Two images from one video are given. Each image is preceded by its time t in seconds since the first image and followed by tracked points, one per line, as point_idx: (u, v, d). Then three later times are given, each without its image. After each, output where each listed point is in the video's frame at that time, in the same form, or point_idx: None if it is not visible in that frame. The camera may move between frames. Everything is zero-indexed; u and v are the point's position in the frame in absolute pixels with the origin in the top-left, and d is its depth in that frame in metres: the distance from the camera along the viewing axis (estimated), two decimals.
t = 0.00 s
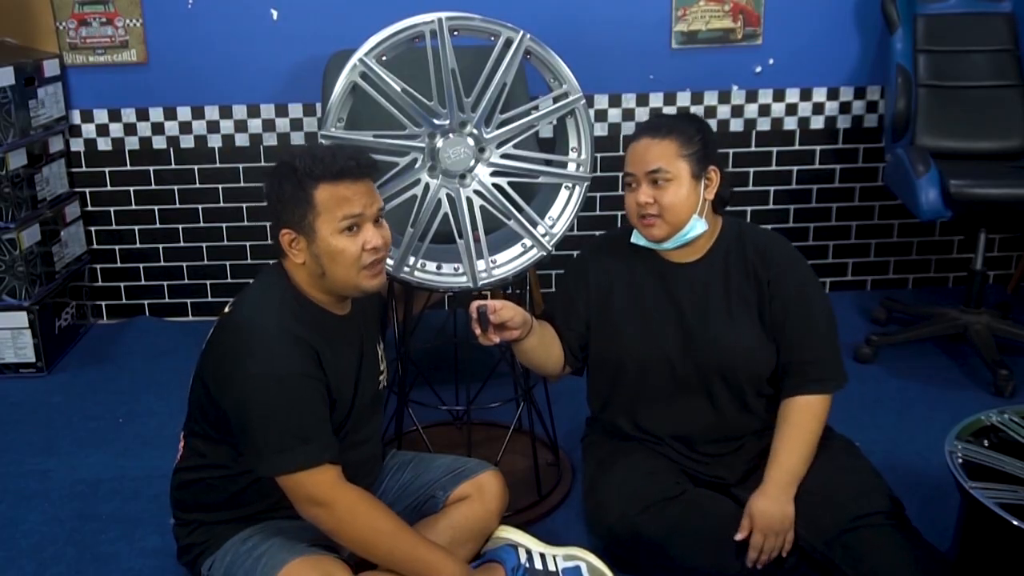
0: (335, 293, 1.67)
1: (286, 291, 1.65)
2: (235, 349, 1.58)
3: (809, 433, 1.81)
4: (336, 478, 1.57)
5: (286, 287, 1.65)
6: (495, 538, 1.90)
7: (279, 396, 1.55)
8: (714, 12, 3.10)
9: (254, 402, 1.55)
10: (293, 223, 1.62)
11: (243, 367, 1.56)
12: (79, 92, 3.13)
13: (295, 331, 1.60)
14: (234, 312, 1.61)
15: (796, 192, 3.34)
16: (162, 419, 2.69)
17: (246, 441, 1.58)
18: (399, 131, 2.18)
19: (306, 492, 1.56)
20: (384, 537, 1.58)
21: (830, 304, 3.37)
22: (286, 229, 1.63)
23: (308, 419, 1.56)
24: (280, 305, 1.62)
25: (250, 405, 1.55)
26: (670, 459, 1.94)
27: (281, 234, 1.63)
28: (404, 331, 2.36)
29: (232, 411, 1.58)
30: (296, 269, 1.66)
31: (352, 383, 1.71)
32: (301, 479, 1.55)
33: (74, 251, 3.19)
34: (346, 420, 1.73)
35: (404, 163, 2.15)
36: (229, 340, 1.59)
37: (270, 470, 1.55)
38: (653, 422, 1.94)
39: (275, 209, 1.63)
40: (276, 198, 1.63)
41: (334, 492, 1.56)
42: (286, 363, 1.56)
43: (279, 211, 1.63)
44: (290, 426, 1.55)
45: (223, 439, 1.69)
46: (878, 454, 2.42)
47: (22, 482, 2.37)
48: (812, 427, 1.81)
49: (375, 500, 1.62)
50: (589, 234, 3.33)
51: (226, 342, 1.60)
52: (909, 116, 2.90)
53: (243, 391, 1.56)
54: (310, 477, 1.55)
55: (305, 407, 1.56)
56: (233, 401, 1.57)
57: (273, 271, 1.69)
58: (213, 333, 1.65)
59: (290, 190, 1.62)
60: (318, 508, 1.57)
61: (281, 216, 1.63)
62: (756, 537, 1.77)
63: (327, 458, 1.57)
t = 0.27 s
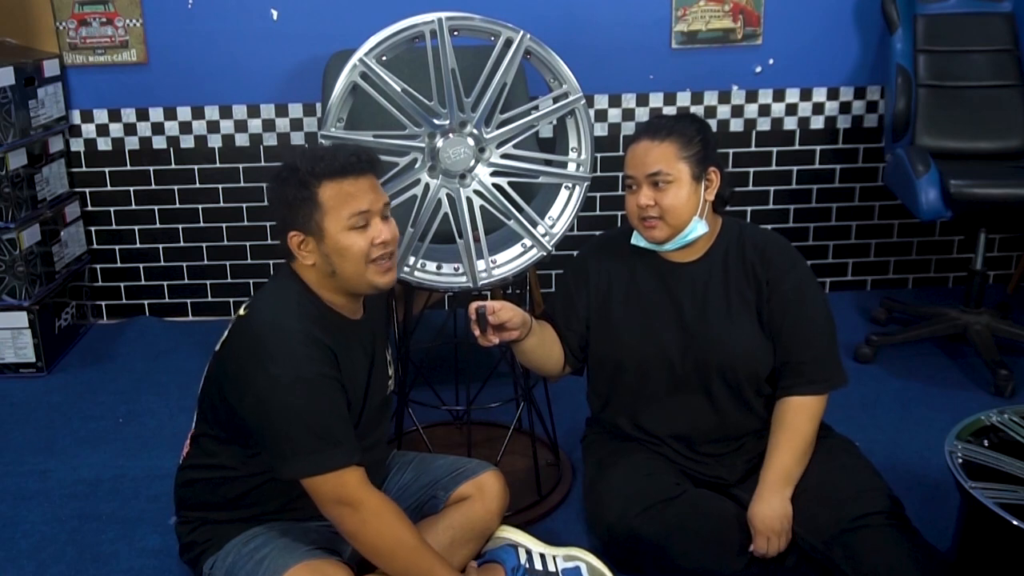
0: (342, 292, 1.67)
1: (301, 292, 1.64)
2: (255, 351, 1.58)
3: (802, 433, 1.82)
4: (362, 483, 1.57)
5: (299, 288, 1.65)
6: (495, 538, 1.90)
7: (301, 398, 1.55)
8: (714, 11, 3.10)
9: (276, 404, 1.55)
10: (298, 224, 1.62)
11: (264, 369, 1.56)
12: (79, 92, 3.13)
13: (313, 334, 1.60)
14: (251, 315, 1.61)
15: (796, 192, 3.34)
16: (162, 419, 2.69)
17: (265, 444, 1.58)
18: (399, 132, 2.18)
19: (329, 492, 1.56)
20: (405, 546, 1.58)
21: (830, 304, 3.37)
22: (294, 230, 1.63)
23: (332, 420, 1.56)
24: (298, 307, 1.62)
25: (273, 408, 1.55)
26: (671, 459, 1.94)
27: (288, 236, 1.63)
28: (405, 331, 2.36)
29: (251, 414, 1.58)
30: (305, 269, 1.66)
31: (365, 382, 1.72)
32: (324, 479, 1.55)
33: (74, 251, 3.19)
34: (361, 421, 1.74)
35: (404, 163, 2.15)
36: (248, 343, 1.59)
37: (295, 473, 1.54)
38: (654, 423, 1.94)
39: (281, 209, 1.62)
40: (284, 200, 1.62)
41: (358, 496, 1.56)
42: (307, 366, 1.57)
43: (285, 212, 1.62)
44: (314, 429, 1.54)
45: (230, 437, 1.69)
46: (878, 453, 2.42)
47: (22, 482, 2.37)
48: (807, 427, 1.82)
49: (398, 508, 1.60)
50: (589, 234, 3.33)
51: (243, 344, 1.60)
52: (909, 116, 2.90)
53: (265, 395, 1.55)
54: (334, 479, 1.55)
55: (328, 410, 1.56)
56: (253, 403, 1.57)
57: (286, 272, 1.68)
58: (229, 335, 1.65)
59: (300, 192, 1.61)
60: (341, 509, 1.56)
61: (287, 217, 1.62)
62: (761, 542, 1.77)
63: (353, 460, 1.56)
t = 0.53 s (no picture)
0: (339, 281, 1.69)
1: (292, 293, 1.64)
2: (244, 354, 1.58)
3: (801, 437, 1.82)
4: (348, 483, 1.57)
5: (288, 287, 1.65)
6: (495, 538, 1.91)
7: (292, 401, 1.54)
8: (714, 12, 3.10)
9: (267, 408, 1.55)
10: (300, 213, 1.61)
11: (254, 373, 1.56)
12: (79, 92, 3.13)
13: (301, 336, 1.60)
14: (241, 317, 1.61)
15: (796, 192, 3.34)
16: (162, 419, 2.69)
17: (259, 447, 1.58)
18: (399, 132, 2.18)
19: (317, 497, 1.56)
20: (394, 546, 1.58)
21: (830, 304, 3.37)
22: (295, 217, 1.62)
23: (321, 423, 1.56)
24: (289, 307, 1.62)
25: (263, 411, 1.55)
26: (671, 459, 1.94)
27: (290, 224, 1.62)
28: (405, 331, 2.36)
29: (245, 417, 1.58)
30: (304, 261, 1.65)
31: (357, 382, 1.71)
32: (310, 483, 1.55)
33: (74, 251, 3.19)
34: (353, 421, 1.73)
35: (404, 163, 2.15)
36: (239, 346, 1.59)
37: (285, 477, 1.54)
38: (653, 423, 1.95)
39: (276, 203, 1.61)
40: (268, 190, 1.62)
41: (345, 498, 1.56)
42: (298, 368, 1.56)
43: (280, 204, 1.61)
44: (306, 432, 1.54)
45: (227, 439, 1.69)
46: (878, 453, 2.42)
47: (22, 482, 2.37)
48: (805, 429, 1.82)
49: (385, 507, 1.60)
50: (588, 233, 3.33)
51: (234, 348, 1.59)
52: (909, 116, 2.90)
53: (254, 398, 1.55)
54: (322, 482, 1.55)
55: (318, 412, 1.56)
56: (245, 407, 1.57)
57: (274, 274, 1.68)
58: (220, 339, 1.65)
59: (286, 179, 1.61)
60: (328, 512, 1.57)
61: (286, 208, 1.61)
62: (758, 550, 1.77)
63: (340, 464, 1.56)
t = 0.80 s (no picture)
0: (316, 279, 1.69)
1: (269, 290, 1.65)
2: (221, 355, 1.57)
3: (801, 440, 1.82)
4: (334, 476, 1.57)
5: (265, 285, 1.66)
6: (494, 538, 1.91)
7: (268, 398, 1.54)
8: (715, 12, 3.10)
9: (244, 406, 1.54)
10: (279, 208, 1.61)
11: (230, 373, 1.56)
12: (79, 93, 3.13)
13: (278, 333, 1.59)
14: (218, 317, 1.60)
15: (796, 192, 3.34)
16: (162, 420, 2.69)
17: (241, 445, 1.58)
18: (399, 132, 2.18)
19: (304, 491, 1.56)
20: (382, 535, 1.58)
21: (830, 305, 3.37)
22: (272, 214, 1.62)
23: (300, 420, 1.56)
24: (265, 306, 1.62)
25: (240, 410, 1.55)
26: (670, 459, 1.94)
27: (266, 220, 1.62)
28: (405, 332, 2.36)
29: (224, 417, 1.58)
30: (280, 258, 1.65)
31: (339, 378, 1.71)
32: (295, 478, 1.55)
33: (74, 251, 3.19)
34: (336, 416, 1.74)
35: (404, 163, 2.15)
36: (216, 346, 1.59)
37: (268, 474, 1.55)
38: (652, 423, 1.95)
39: (253, 201, 1.62)
40: (247, 185, 1.62)
41: (332, 491, 1.56)
42: (273, 365, 1.56)
43: (258, 200, 1.61)
44: (284, 428, 1.54)
45: (218, 441, 1.68)
46: (878, 453, 2.42)
47: (22, 482, 2.37)
48: (802, 432, 1.82)
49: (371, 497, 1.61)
50: (588, 234, 3.33)
51: (211, 348, 1.59)
52: (909, 116, 2.90)
53: (231, 397, 1.55)
54: (309, 476, 1.55)
55: (295, 408, 1.56)
56: (224, 406, 1.57)
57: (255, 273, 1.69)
58: (199, 340, 1.64)
59: (264, 176, 1.61)
60: (316, 506, 1.57)
61: (263, 205, 1.61)
62: (757, 551, 1.77)
63: (321, 456, 1.56)
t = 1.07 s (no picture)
0: (320, 281, 1.68)
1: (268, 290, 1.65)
2: (220, 356, 1.57)
3: (802, 441, 1.82)
4: (333, 479, 1.57)
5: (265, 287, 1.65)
6: (494, 538, 1.91)
7: (267, 399, 1.54)
8: (715, 11, 3.10)
9: (243, 407, 1.54)
10: (280, 210, 1.61)
11: (231, 374, 1.56)
12: (79, 93, 3.13)
13: (279, 334, 1.59)
14: (218, 318, 1.60)
15: (796, 191, 3.34)
16: (162, 420, 2.69)
17: (240, 446, 1.58)
18: (399, 132, 2.18)
19: (303, 495, 1.56)
20: (382, 538, 1.58)
21: (830, 305, 3.37)
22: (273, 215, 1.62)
23: (300, 422, 1.56)
24: (265, 307, 1.62)
25: (240, 410, 1.55)
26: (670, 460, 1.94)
27: (269, 222, 1.62)
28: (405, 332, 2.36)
29: (222, 417, 1.58)
30: (281, 259, 1.65)
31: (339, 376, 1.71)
32: (293, 480, 1.55)
33: (74, 251, 3.19)
34: (337, 418, 1.73)
35: (405, 163, 2.15)
36: (216, 347, 1.58)
37: (268, 475, 1.55)
38: (652, 423, 1.95)
39: (254, 202, 1.62)
40: (247, 187, 1.62)
41: (331, 495, 1.56)
42: (273, 366, 1.56)
43: (258, 204, 1.61)
44: (284, 430, 1.54)
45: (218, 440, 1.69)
46: (879, 453, 2.42)
47: (22, 482, 2.37)
48: (801, 433, 1.82)
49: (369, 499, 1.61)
50: (588, 234, 3.33)
51: (211, 349, 1.59)
52: (909, 116, 2.90)
53: (231, 397, 1.55)
54: (309, 480, 1.55)
55: (293, 408, 1.56)
56: (223, 407, 1.57)
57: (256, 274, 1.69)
58: (200, 341, 1.64)
59: (265, 175, 1.62)
60: (313, 510, 1.57)
61: (264, 205, 1.61)
62: (757, 553, 1.77)
63: (322, 460, 1.56)
